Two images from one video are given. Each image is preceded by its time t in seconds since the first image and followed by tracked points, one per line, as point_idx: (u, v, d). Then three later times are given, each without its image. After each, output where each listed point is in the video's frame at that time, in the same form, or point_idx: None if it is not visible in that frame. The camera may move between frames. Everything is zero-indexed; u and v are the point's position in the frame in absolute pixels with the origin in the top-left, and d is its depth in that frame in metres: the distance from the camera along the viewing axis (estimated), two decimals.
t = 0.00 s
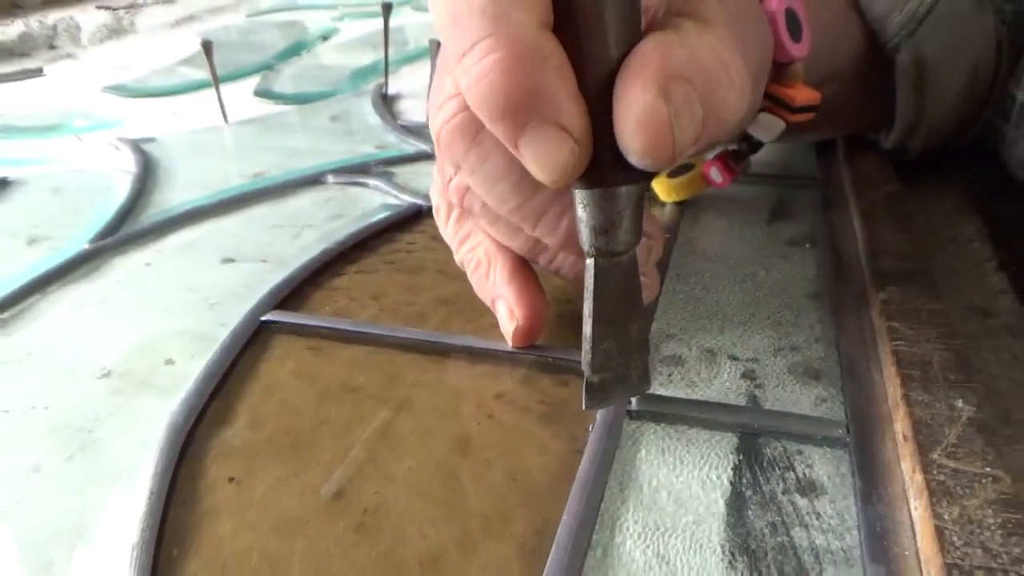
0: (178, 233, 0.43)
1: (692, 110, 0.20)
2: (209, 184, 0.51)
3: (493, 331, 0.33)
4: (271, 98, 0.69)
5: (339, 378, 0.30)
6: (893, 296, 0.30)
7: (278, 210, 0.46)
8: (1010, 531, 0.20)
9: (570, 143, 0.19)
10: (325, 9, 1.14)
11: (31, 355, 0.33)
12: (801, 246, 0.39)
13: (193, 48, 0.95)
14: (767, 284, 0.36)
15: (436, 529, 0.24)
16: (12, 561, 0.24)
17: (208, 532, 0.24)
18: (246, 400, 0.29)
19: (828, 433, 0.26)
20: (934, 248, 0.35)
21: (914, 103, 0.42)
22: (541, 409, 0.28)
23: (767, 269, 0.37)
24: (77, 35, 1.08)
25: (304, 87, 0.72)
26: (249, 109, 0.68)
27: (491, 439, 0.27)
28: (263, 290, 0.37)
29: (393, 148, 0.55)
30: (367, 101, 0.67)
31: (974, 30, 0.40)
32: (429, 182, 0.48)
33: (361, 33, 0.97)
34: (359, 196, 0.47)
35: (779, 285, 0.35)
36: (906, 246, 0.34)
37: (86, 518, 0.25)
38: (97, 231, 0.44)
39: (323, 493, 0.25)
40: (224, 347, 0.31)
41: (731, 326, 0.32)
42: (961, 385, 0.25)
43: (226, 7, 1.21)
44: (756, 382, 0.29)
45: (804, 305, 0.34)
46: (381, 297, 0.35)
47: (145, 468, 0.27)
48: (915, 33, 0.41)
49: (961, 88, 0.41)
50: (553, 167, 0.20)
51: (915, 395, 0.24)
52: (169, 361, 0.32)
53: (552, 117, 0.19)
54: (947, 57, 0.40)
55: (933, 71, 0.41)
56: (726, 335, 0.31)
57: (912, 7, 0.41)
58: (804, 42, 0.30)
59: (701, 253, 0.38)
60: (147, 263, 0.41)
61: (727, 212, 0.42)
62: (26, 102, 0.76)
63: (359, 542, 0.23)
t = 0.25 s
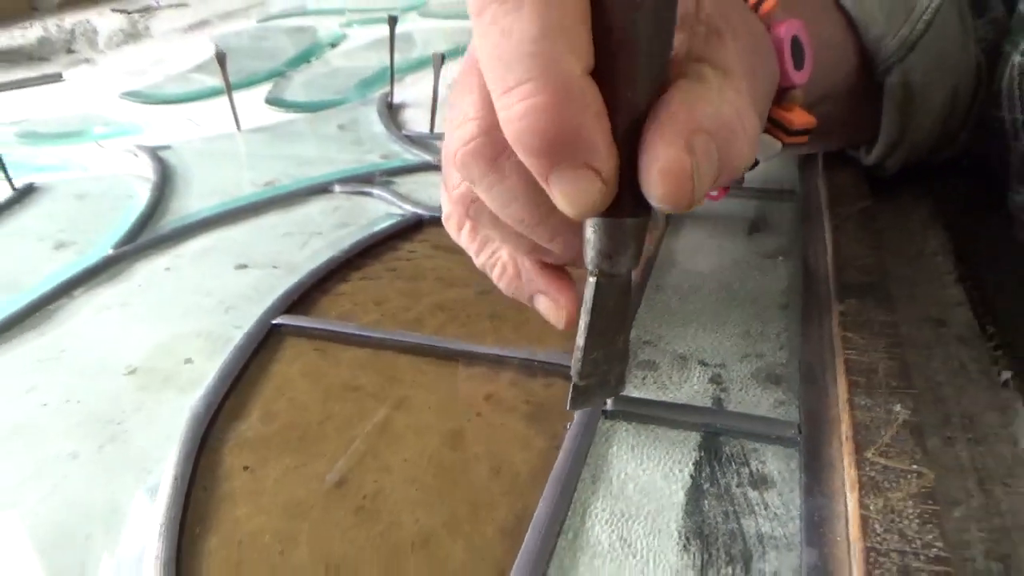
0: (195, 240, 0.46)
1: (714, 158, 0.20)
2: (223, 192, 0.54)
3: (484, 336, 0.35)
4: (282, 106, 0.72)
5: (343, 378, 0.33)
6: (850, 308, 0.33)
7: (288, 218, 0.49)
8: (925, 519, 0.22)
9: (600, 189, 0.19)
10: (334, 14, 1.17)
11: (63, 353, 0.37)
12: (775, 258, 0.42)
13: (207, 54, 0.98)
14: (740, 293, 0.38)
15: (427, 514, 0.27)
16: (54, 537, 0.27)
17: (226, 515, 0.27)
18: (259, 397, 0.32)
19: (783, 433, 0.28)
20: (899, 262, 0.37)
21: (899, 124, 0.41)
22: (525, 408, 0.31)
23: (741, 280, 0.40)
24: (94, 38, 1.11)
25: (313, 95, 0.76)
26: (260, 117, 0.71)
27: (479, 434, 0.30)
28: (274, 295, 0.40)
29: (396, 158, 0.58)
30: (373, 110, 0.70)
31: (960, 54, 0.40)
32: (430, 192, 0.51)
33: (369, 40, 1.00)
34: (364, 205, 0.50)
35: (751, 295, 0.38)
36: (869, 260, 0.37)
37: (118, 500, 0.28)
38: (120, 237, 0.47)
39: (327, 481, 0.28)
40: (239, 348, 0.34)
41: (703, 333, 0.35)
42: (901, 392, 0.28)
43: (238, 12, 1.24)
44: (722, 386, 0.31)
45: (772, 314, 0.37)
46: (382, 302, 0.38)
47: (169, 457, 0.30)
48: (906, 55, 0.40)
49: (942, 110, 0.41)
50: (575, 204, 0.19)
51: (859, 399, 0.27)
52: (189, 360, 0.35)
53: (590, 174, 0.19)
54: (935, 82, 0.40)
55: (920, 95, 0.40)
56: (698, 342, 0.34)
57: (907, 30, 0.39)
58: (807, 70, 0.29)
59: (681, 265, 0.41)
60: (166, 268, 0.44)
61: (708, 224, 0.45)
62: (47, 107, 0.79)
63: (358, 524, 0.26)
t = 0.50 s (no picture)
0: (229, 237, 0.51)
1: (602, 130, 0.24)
2: (254, 192, 0.59)
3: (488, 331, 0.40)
4: (307, 109, 0.77)
5: (362, 365, 0.37)
6: (814, 313, 0.37)
7: (313, 218, 0.53)
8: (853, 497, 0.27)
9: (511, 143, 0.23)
10: (357, 15, 1.21)
11: (116, 338, 0.41)
12: (757, 266, 0.45)
13: (236, 54, 1.03)
14: (721, 298, 0.42)
15: (432, 483, 0.31)
16: (114, 494, 0.32)
17: (260, 479, 0.31)
18: (288, 379, 0.37)
19: (745, 421, 0.32)
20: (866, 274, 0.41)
21: (869, 139, 0.45)
22: (521, 396, 0.35)
23: (723, 285, 0.44)
24: (129, 36, 1.17)
25: (337, 99, 0.80)
26: (287, 119, 0.75)
27: (479, 417, 0.34)
28: (301, 289, 0.45)
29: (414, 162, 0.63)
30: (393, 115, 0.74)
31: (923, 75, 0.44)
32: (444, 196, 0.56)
33: (390, 42, 1.04)
34: (382, 208, 0.54)
35: (731, 299, 0.42)
36: (839, 271, 0.41)
37: (168, 465, 0.33)
38: (161, 233, 0.52)
39: (347, 453, 0.32)
40: (271, 337, 0.39)
41: (683, 333, 0.39)
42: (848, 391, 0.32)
43: (265, 10, 1.29)
44: (695, 380, 0.36)
45: (748, 317, 0.40)
46: (398, 299, 0.43)
47: (211, 429, 0.34)
48: (869, 80, 0.43)
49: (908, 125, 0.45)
50: (490, 166, 0.23)
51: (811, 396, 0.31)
52: (226, 346, 0.40)
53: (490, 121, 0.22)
54: (898, 100, 0.44)
55: (884, 113, 0.44)
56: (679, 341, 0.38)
57: (870, 52, 0.43)
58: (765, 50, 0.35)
59: (669, 270, 0.45)
60: (204, 262, 0.48)
61: (698, 232, 0.49)
62: (87, 104, 0.84)
63: (374, 489, 0.31)
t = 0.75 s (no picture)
0: (270, 230, 0.57)
1: (546, 78, 0.26)
2: (292, 189, 0.64)
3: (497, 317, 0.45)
4: (342, 111, 0.82)
5: (386, 344, 0.43)
6: (788, 308, 0.41)
7: (345, 214, 0.59)
8: (799, 461, 0.31)
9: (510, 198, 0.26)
10: (390, 20, 1.27)
11: (173, 316, 0.47)
12: (746, 264, 0.50)
13: (276, 57, 1.09)
14: (709, 292, 0.47)
15: (443, 443, 0.36)
16: (175, 446, 0.37)
17: (297, 436, 0.37)
18: (320, 356, 0.42)
19: (716, 399, 0.37)
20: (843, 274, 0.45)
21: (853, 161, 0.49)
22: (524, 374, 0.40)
23: (713, 280, 0.48)
24: (176, 37, 1.23)
25: (369, 101, 0.85)
26: (323, 121, 0.81)
27: (485, 389, 0.39)
28: (334, 277, 0.50)
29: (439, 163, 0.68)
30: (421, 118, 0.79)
31: (913, 104, 0.48)
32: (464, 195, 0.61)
33: (421, 47, 1.10)
34: (408, 205, 0.59)
35: (718, 293, 0.47)
36: (817, 269, 0.45)
37: (220, 424, 0.38)
38: (209, 225, 0.58)
39: (371, 417, 0.38)
40: (308, 318, 0.44)
41: (671, 323, 0.44)
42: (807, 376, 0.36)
43: (303, 14, 1.35)
44: (676, 363, 0.40)
45: (732, 309, 0.45)
46: (419, 288, 0.48)
47: (255, 395, 0.40)
48: (861, 105, 0.48)
49: (891, 150, 0.49)
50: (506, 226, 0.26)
51: (774, 379, 0.36)
52: (267, 325, 0.46)
53: (464, 172, 0.26)
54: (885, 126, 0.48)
55: (872, 137, 0.48)
56: (666, 330, 0.43)
57: (864, 80, 0.48)
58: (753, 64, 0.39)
59: (665, 267, 0.49)
60: (247, 252, 0.54)
61: (696, 233, 0.53)
62: (139, 103, 0.91)
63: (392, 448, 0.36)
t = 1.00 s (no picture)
0: (294, 229, 0.62)
1: (494, 254, 0.28)
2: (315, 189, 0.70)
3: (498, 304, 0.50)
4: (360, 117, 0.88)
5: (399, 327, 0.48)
6: (755, 300, 0.46)
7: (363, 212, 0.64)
8: (749, 428, 0.37)
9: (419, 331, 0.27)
10: (406, 27, 1.32)
11: (210, 302, 0.53)
12: (726, 259, 0.55)
13: (298, 63, 1.15)
14: (690, 282, 0.52)
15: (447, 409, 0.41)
16: (213, 411, 0.43)
17: (321, 405, 0.42)
18: (340, 338, 0.47)
19: (685, 376, 0.42)
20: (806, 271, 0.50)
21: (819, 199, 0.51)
22: (520, 354, 0.46)
23: (694, 272, 0.53)
24: (203, 45, 1.30)
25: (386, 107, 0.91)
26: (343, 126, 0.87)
27: (485, 367, 0.45)
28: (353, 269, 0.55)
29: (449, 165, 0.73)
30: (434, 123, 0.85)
31: (886, 143, 0.49)
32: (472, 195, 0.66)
33: (435, 53, 1.15)
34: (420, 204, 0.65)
35: (698, 283, 0.52)
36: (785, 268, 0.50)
37: (253, 393, 0.44)
38: (240, 222, 0.63)
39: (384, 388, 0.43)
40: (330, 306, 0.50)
41: (653, 309, 0.49)
42: (766, 359, 0.41)
43: (323, 21, 1.41)
44: (654, 344, 0.45)
45: (709, 297, 0.50)
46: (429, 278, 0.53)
47: (283, 370, 0.45)
48: (834, 148, 0.48)
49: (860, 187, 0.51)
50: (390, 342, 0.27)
51: (737, 359, 0.41)
52: (293, 311, 0.51)
53: (371, 280, 0.27)
54: (853, 166, 0.49)
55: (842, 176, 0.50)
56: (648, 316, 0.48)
57: (836, 129, 0.48)
58: (719, 115, 0.40)
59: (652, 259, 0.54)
60: (275, 246, 0.60)
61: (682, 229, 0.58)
62: (171, 108, 0.97)
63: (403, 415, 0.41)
